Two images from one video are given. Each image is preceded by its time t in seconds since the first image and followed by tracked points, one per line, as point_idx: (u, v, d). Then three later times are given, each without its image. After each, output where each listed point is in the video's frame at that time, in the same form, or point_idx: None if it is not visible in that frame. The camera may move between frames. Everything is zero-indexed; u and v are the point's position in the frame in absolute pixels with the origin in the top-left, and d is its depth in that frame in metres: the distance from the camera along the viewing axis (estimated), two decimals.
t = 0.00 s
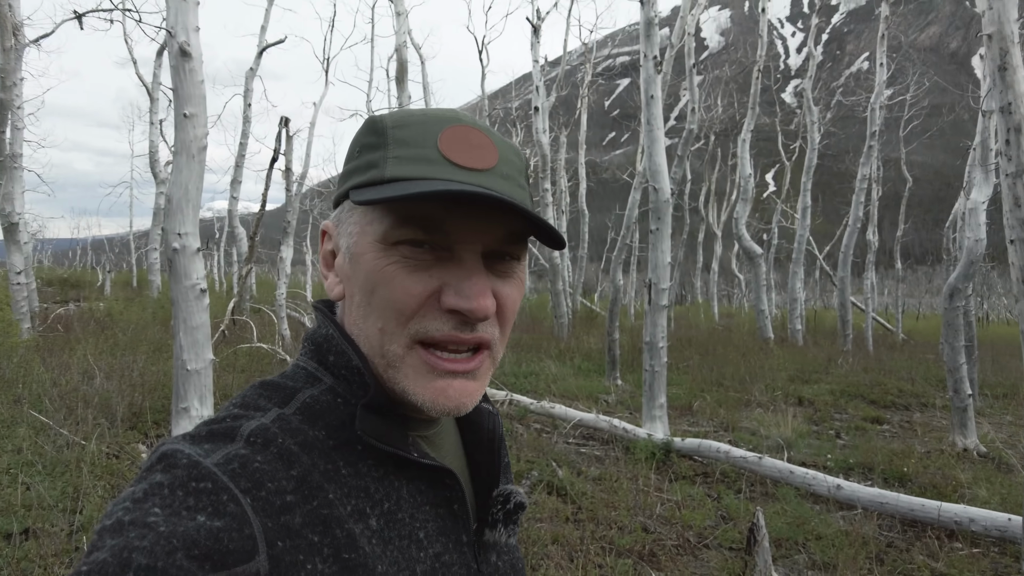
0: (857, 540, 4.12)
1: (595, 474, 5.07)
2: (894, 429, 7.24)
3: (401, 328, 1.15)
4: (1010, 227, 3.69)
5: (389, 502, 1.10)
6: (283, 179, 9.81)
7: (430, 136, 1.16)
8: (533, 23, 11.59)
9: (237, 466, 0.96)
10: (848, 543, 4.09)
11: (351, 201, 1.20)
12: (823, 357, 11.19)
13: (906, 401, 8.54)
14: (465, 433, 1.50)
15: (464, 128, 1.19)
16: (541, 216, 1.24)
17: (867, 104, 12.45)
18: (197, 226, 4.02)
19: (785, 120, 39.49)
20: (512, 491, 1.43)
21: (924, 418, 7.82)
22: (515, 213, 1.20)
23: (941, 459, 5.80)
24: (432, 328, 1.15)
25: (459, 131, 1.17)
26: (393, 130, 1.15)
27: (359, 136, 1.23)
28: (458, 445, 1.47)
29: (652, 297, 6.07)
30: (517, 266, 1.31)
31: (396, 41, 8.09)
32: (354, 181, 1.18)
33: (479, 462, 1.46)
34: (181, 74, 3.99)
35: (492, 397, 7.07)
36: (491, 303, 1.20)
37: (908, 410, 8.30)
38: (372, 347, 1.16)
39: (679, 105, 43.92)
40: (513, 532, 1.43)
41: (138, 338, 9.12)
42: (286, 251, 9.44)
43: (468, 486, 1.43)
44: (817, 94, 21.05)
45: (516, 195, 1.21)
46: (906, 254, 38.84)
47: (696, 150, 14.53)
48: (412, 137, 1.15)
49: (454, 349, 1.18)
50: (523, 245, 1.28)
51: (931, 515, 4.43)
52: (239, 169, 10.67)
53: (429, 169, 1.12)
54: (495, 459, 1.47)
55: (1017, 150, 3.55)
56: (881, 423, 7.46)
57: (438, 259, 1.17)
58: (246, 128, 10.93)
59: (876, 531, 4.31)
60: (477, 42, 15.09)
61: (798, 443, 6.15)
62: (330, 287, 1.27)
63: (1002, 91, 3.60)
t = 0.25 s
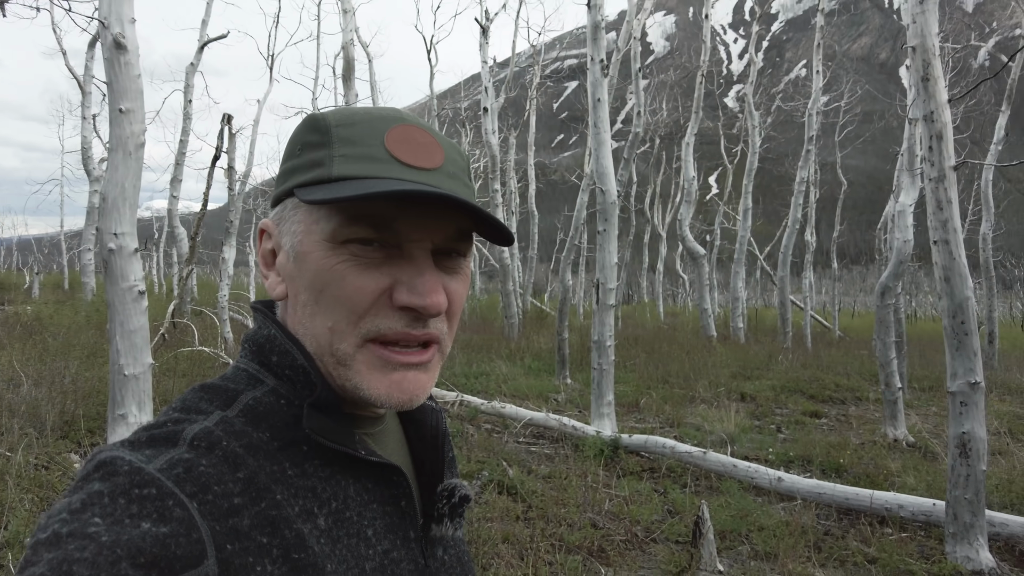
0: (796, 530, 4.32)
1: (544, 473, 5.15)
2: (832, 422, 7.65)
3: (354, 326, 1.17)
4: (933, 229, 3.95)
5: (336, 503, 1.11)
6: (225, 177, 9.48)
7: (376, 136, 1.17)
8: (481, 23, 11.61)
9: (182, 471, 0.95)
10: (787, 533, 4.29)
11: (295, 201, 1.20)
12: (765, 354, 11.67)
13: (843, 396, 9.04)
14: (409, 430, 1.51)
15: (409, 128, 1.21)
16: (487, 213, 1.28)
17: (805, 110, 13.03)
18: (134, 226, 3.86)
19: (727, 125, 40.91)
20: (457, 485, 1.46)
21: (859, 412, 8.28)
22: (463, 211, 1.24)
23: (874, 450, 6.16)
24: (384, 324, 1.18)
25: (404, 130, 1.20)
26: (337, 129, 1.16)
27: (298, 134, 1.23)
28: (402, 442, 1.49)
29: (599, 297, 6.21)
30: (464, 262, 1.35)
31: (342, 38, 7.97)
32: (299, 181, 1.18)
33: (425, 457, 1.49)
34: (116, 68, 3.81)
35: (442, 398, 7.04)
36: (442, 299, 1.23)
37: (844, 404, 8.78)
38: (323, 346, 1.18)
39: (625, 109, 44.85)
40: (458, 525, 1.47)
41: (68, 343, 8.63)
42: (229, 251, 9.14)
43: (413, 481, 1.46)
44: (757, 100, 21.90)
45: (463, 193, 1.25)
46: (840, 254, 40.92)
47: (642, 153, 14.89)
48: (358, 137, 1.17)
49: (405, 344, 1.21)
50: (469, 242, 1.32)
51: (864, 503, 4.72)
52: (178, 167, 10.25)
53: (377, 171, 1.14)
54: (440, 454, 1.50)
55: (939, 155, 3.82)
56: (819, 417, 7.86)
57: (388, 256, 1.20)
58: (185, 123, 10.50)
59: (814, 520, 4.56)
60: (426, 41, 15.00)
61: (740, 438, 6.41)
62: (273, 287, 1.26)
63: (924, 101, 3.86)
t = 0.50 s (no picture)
0: (726, 531, 4.47)
1: (481, 484, 5.10)
2: (757, 426, 8.02)
3: (287, 337, 1.11)
4: (848, 241, 4.23)
5: (267, 519, 1.05)
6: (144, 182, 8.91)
7: (309, 141, 1.12)
8: (416, 32, 11.55)
9: (99, 495, 0.89)
10: (718, 534, 4.44)
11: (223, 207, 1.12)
12: (693, 361, 12.12)
13: (767, 400, 9.50)
14: (340, 441, 1.46)
15: (345, 134, 1.16)
16: (428, 221, 1.24)
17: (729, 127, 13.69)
18: (44, 235, 3.53)
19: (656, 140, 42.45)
20: (391, 494, 1.42)
21: (782, 415, 8.72)
22: (403, 219, 1.20)
23: (797, 452, 6.49)
24: (320, 335, 1.12)
25: (339, 136, 1.15)
26: (268, 133, 1.10)
27: (225, 135, 1.15)
28: (333, 454, 1.44)
29: (535, 306, 6.26)
30: (402, 271, 1.31)
31: (272, 42, 7.70)
32: (228, 185, 1.10)
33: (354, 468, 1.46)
34: (24, 65, 3.48)
35: (376, 411, 6.87)
36: (382, 309, 1.19)
37: (769, 408, 9.23)
38: (252, 358, 1.11)
39: (558, 122, 45.75)
40: (394, 537, 1.43)
41: None
42: (146, 261, 8.58)
43: (344, 493, 1.42)
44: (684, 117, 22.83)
45: (402, 200, 1.21)
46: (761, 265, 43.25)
47: (575, 166, 15.19)
48: (291, 141, 1.11)
49: (341, 356, 1.15)
50: (408, 248, 1.28)
51: (788, 503, 4.95)
52: (91, 171, 9.57)
53: (312, 178, 1.09)
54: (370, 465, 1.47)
55: (852, 171, 4.11)
56: (745, 421, 8.23)
57: (325, 265, 1.14)
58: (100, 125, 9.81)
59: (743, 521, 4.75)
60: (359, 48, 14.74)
61: (672, 443, 6.60)
62: (196, 296, 1.17)
63: (837, 120, 4.14)
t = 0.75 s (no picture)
0: (690, 535, 4.52)
1: (447, 492, 5.04)
2: (719, 430, 8.17)
3: (255, 344, 1.06)
4: (805, 248, 4.37)
5: (227, 530, 1.02)
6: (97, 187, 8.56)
7: (277, 141, 1.08)
8: (379, 40, 11.46)
9: (45, 511, 0.86)
10: (683, 537, 4.49)
11: (184, 208, 1.07)
12: (656, 367, 12.30)
13: (729, 405, 9.71)
14: (303, 448, 1.45)
15: (311, 137, 1.13)
16: (398, 223, 1.22)
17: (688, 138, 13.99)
18: None
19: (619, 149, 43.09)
20: (354, 504, 1.41)
21: (742, 420, 8.92)
22: (373, 222, 1.17)
23: (758, 455, 6.64)
24: (288, 340, 1.08)
25: (306, 136, 1.12)
26: (231, 132, 1.06)
27: (181, 136, 1.09)
28: (294, 463, 1.43)
29: (500, 313, 6.25)
30: (368, 275, 1.28)
31: (233, 46, 7.53)
32: (190, 187, 1.05)
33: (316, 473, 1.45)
34: None
35: (340, 420, 6.75)
36: (354, 313, 1.16)
37: (730, 413, 9.44)
38: (215, 365, 1.06)
39: (523, 131, 46.00)
40: (359, 546, 1.41)
41: None
42: (99, 270, 8.25)
43: (307, 501, 1.41)
44: (646, 127, 23.25)
45: (372, 203, 1.19)
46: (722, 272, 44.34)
47: (540, 174, 15.27)
48: (257, 144, 1.07)
49: (309, 362, 1.12)
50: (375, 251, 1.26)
51: (750, 506, 5.05)
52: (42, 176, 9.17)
53: (280, 179, 1.05)
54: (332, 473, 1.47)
55: (807, 181, 4.24)
56: (707, 426, 8.38)
57: (292, 268, 1.10)
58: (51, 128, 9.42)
59: (707, 525, 4.81)
60: (321, 53, 14.53)
61: (636, 448, 6.67)
62: (154, 302, 1.10)
63: (793, 132, 4.28)
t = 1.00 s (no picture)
0: (684, 541, 4.50)
1: (440, 498, 5.00)
2: (714, 435, 8.18)
3: (290, 358, 1.07)
4: (798, 253, 4.36)
5: (206, 549, 0.98)
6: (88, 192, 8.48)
7: (301, 159, 1.08)
8: (373, 44, 11.42)
9: (17, 533, 0.83)
10: (677, 543, 4.47)
11: (202, 224, 1.02)
12: (650, 372, 12.28)
13: (723, 410, 9.71)
14: (283, 465, 1.44)
15: (325, 151, 1.14)
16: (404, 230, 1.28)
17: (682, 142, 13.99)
18: None
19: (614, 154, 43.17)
20: (336, 522, 1.39)
21: (737, 424, 8.92)
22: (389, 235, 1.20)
23: (752, 460, 6.64)
24: (326, 351, 1.10)
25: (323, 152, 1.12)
26: (253, 146, 1.03)
27: (190, 146, 1.04)
28: (276, 480, 1.42)
29: (494, 318, 6.23)
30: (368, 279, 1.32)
31: (226, 51, 7.50)
32: (213, 203, 1.01)
33: (298, 493, 1.43)
34: None
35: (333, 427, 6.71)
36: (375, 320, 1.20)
37: (724, 417, 9.44)
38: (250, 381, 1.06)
39: (518, 136, 46.05)
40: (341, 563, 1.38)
41: None
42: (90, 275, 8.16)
43: (288, 517, 1.39)
44: (640, 132, 23.31)
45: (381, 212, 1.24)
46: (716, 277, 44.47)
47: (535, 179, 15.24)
48: (284, 160, 1.05)
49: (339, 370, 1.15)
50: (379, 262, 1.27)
51: (745, 511, 5.04)
52: (33, 180, 9.08)
53: (314, 197, 1.05)
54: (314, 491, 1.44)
55: (799, 186, 4.25)
56: (702, 430, 8.38)
57: (325, 282, 1.11)
58: (43, 133, 9.33)
59: (702, 530, 4.79)
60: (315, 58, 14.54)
61: (631, 453, 6.65)
62: (165, 321, 1.04)
63: (786, 136, 4.29)
